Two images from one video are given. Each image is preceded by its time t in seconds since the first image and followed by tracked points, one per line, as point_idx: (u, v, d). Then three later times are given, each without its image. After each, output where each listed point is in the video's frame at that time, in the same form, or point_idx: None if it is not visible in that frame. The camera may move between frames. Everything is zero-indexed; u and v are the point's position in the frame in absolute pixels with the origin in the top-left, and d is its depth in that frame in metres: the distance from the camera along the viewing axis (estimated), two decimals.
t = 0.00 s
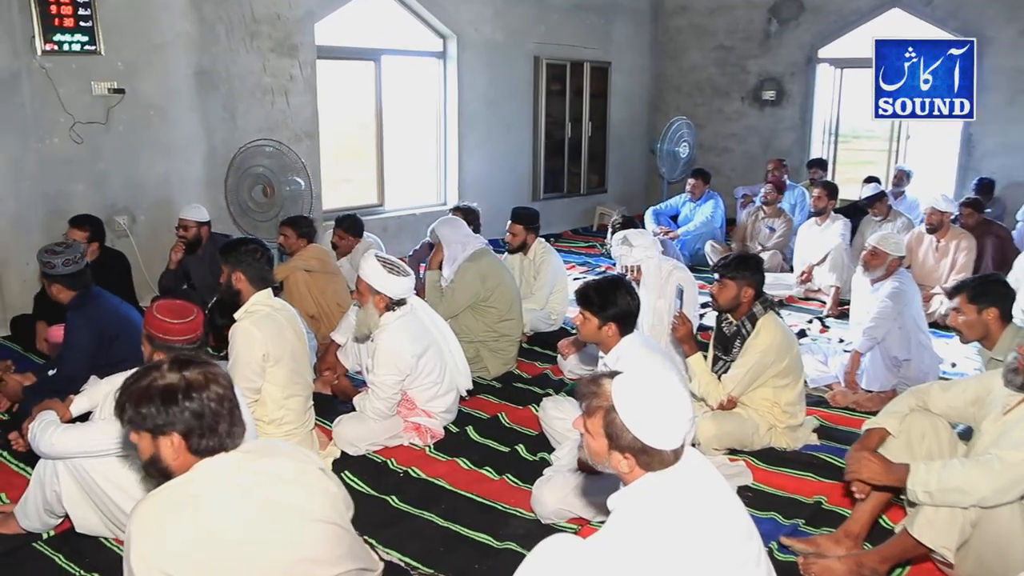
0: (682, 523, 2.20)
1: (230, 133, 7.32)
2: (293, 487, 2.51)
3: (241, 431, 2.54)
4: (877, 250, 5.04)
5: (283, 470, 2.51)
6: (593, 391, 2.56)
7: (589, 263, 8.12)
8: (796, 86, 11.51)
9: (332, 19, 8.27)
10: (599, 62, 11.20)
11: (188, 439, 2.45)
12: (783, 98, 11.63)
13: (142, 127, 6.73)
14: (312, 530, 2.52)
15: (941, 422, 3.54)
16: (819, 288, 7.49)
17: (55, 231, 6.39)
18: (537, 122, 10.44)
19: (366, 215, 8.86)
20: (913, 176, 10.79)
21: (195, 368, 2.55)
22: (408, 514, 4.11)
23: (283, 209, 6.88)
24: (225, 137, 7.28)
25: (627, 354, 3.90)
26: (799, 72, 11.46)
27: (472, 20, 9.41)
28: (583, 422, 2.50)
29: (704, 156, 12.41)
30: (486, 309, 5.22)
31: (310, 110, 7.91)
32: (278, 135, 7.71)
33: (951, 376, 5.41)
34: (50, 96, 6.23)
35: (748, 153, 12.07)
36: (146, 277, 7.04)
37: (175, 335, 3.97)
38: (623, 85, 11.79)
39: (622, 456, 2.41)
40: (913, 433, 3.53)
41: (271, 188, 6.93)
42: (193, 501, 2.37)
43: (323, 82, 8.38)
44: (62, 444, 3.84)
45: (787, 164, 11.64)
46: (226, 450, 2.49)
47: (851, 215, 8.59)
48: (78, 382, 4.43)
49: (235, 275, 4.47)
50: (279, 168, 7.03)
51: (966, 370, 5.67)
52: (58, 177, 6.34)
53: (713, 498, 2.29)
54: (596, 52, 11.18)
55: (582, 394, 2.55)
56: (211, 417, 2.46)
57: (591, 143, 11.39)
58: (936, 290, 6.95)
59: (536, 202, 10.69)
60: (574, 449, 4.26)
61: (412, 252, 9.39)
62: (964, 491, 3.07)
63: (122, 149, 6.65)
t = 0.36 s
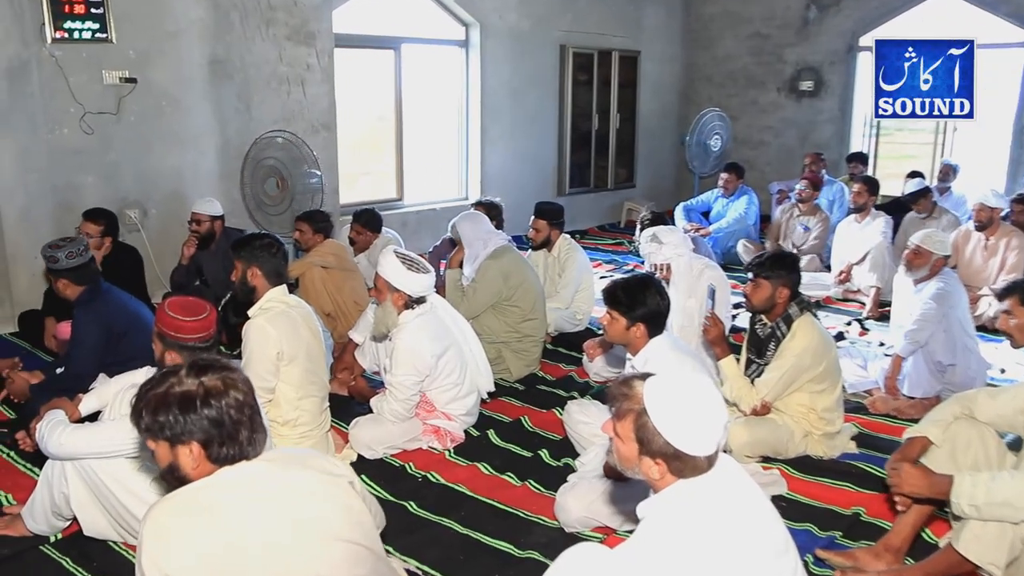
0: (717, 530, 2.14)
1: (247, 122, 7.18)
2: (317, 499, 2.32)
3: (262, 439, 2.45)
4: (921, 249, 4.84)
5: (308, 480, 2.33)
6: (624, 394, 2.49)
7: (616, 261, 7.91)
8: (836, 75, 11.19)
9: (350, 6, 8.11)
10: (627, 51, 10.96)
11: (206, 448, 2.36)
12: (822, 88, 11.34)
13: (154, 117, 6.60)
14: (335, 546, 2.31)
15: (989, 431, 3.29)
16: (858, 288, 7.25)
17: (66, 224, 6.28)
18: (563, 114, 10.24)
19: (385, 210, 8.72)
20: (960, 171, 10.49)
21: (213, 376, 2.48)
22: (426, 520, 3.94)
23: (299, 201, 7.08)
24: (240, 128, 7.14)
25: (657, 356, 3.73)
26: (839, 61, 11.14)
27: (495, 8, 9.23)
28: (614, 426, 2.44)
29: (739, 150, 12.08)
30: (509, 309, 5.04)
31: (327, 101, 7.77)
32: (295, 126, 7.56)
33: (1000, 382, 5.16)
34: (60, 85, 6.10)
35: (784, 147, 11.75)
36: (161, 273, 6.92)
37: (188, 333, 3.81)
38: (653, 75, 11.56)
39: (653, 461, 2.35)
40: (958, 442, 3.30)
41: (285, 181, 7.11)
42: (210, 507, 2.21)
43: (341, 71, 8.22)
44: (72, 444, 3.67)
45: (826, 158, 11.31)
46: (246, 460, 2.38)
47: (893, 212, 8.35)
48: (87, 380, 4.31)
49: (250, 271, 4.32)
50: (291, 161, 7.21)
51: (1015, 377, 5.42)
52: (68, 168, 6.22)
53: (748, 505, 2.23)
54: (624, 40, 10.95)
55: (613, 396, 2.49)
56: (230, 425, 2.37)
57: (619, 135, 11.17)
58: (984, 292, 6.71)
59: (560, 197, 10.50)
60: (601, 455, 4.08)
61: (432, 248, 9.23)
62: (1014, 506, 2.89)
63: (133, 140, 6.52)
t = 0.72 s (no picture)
0: (754, 536, 2.09)
1: (267, 114, 7.00)
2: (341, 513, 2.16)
3: (285, 447, 2.25)
4: (969, 248, 4.64)
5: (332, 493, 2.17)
6: (655, 399, 2.34)
7: (646, 259, 7.70)
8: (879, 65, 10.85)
9: None
10: (660, 40, 10.76)
11: (220, 453, 2.18)
12: (865, 78, 11.02)
13: (169, 108, 6.46)
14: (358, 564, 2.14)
15: None
16: (902, 290, 7.01)
17: (79, 218, 6.17)
18: (592, 105, 10.05)
19: (406, 205, 8.58)
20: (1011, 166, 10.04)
21: (234, 377, 2.30)
22: (447, 528, 3.77)
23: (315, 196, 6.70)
24: (256, 120, 6.94)
25: (691, 360, 3.53)
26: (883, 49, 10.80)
27: None
28: (644, 431, 2.32)
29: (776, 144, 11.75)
30: (534, 309, 4.87)
31: (347, 91, 7.50)
32: (312, 117, 7.32)
33: None
34: (72, 75, 6.00)
35: (823, 141, 11.40)
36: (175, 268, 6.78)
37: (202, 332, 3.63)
38: (686, 65, 11.32)
39: (685, 470, 2.25)
40: (1012, 453, 2.98)
41: (301, 174, 6.71)
42: (227, 514, 2.05)
43: (361, 60, 8.08)
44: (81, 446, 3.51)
45: (869, 152, 10.95)
46: (263, 468, 2.19)
47: (943, 210, 8.18)
48: (98, 379, 4.19)
49: (266, 268, 4.17)
50: (307, 154, 6.78)
51: None
52: (79, 160, 6.10)
53: (781, 516, 2.16)
54: (656, 29, 10.71)
55: (645, 400, 2.33)
56: (244, 430, 2.18)
57: (650, 129, 10.94)
58: None
59: (588, 193, 10.31)
60: (630, 461, 3.91)
61: (454, 245, 9.08)
62: None
63: (147, 132, 6.39)
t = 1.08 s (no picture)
0: (792, 546, 2.02)
1: (290, 108, 6.92)
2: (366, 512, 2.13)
3: (310, 451, 2.18)
4: (1017, 250, 4.46)
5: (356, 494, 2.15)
6: (690, 402, 2.30)
7: (678, 260, 7.55)
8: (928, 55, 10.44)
9: None
10: (695, 32, 10.57)
11: (242, 454, 2.13)
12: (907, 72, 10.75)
13: (189, 102, 6.38)
14: (385, 564, 2.10)
15: None
16: (946, 294, 6.82)
17: (98, 214, 6.11)
18: (623, 100, 9.92)
19: (431, 202, 8.46)
20: None
21: (266, 375, 2.25)
22: (471, 535, 3.65)
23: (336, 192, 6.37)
24: (278, 115, 6.85)
25: (727, 366, 3.39)
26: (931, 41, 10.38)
27: None
28: (677, 436, 2.26)
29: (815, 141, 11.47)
30: (561, 310, 4.74)
31: (371, 85, 7.37)
32: (335, 111, 7.19)
33: None
34: (92, 68, 5.93)
35: (864, 137, 11.10)
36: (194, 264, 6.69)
37: (222, 330, 3.51)
38: (721, 58, 11.10)
39: (720, 476, 2.18)
40: None
41: (323, 170, 6.43)
42: (250, 515, 2.04)
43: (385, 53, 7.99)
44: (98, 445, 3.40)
45: (913, 149, 10.62)
46: (284, 471, 2.13)
47: (990, 210, 7.95)
48: (116, 379, 4.11)
49: (288, 266, 4.07)
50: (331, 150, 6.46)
51: None
52: (98, 155, 6.04)
53: (818, 528, 2.08)
54: (690, 21, 10.51)
55: (678, 404, 2.30)
56: (266, 432, 2.13)
57: (682, 124, 10.75)
58: None
59: (618, 190, 10.16)
60: (660, 468, 3.77)
61: (480, 244, 8.97)
62: None
63: (168, 126, 6.32)
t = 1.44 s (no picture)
0: (833, 559, 1.99)
1: (316, 102, 6.84)
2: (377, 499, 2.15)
3: (315, 447, 2.15)
4: None
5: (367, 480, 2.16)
6: (727, 408, 2.23)
7: (714, 259, 7.40)
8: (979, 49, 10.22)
9: None
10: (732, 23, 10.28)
11: (244, 451, 2.12)
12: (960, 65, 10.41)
13: (213, 96, 6.30)
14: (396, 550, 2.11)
15: None
16: (996, 297, 6.62)
17: (121, 209, 6.05)
18: (659, 96, 9.75)
19: (459, 199, 8.38)
20: None
21: (269, 370, 2.23)
22: (497, 542, 3.53)
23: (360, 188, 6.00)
24: (304, 108, 6.77)
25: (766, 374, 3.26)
26: (984, 33, 10.12)
27: None
28: (715, 443, 2.20)
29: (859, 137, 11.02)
30: (593, 312, 4.62)
31: (399, 78, 7.27)
32: (362, 105, 7.10)
33: None
34: (115, 60, 5.88)
35: (914, 134, 10.73)
36: (219, 260, 6.63)
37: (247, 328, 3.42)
38: (762, 50, 10.81)
39: (758, 485, 2.12)
40: None
41: (347, 167, 6.10)
42: (262, 512, 2.03)
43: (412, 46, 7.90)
44: (121, 446, 3.32)
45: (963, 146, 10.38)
46: (287, 467, 2.10)
47: None
48: (138, 377, 4.03)
49: (314, 263, 3.95)
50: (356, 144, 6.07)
51: None
52: (120, 150, 5.99)
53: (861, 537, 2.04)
54: (729, 12, 10.25)
55: (715, 410, 2.25)
56: (265, 429, 2.10)
57: (721, 120, 10.54)
58: None
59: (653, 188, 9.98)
60: (695, 475, 3.63)
61: (510, 242, 8.86)
62: None
63: (191, 121, 6.24)
